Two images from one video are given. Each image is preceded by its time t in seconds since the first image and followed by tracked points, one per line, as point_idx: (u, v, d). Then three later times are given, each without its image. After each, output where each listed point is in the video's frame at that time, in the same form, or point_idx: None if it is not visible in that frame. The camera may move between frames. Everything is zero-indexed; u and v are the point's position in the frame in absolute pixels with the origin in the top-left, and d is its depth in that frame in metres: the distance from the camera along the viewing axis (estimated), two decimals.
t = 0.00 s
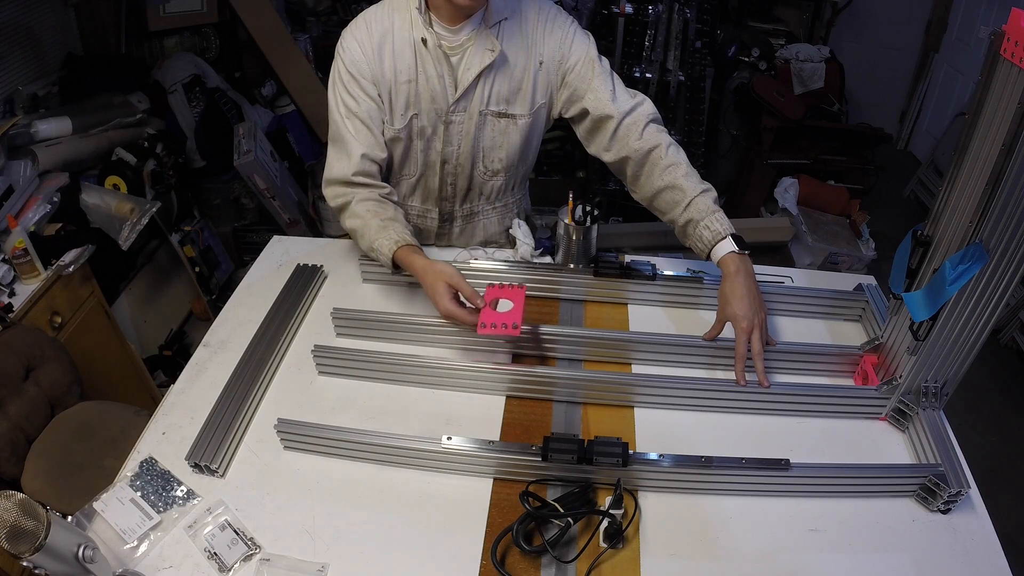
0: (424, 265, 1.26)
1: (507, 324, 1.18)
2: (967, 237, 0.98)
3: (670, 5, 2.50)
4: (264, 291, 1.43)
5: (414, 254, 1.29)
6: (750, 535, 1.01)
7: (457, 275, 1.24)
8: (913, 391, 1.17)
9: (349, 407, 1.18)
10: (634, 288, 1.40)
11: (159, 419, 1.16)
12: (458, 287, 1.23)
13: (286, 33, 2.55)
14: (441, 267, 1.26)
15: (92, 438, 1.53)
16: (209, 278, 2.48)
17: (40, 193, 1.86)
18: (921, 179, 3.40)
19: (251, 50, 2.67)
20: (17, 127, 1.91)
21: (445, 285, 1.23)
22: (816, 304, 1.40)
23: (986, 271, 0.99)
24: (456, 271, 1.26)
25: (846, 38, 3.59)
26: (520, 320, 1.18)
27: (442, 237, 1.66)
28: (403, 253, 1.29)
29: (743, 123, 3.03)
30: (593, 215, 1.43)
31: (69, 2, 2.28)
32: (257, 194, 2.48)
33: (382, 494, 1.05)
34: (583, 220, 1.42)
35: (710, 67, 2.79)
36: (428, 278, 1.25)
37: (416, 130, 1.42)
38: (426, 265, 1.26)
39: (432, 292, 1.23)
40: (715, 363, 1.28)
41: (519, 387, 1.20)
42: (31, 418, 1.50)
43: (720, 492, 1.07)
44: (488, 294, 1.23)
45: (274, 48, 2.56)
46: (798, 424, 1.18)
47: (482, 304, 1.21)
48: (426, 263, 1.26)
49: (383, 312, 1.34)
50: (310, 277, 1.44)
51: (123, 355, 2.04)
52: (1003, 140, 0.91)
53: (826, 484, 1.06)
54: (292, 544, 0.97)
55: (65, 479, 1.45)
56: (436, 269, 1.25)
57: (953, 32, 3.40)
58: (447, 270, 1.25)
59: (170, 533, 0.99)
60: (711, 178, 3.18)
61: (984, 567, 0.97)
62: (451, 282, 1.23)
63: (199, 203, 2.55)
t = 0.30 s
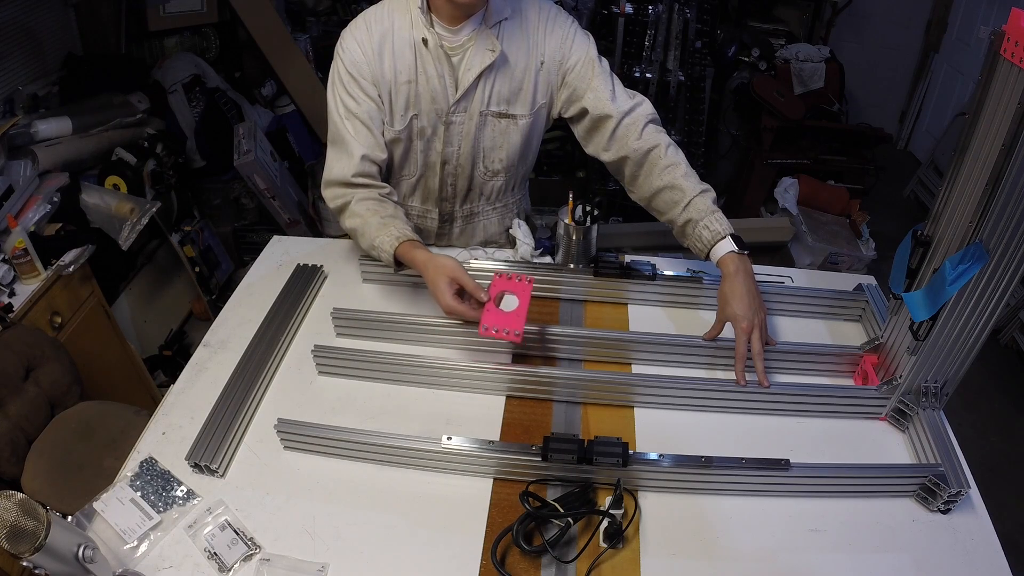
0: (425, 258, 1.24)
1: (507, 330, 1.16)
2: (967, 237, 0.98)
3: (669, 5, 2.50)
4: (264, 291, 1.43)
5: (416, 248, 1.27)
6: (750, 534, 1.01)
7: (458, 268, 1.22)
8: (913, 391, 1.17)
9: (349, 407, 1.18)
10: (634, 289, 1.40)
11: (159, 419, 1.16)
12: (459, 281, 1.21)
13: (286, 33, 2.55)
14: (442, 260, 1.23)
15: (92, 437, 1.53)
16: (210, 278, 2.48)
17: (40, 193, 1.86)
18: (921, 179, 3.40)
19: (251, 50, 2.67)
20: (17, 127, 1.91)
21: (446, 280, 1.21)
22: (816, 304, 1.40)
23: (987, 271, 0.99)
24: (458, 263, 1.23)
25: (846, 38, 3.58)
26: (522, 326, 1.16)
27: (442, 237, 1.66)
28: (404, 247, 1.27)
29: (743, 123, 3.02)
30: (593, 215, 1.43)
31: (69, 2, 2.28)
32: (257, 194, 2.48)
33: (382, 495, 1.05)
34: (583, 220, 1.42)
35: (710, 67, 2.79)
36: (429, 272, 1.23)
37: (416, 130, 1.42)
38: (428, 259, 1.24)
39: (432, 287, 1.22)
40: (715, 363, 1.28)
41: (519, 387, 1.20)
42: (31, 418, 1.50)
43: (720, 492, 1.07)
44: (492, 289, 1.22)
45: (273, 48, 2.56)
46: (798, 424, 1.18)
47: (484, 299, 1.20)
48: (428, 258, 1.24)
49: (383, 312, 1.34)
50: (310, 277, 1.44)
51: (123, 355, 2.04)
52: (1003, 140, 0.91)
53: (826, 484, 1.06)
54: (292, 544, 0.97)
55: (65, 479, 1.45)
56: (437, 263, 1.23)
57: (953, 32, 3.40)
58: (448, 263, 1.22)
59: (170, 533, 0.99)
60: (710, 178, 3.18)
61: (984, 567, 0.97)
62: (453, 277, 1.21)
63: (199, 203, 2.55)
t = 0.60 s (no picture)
0: (448, 262, 1.14)
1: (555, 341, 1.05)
2: (967, 237, 0.98)
3: (669, 5, 2.50)
4: (264, 291, 1.43)
5: (436, 250, 1.16)
6: (750, 534, 1.01)
7: (485, 271, 1.11)
8: (913, 391, 1.17)
9: (349, 407, 1.18)
10: (634, 289, 1.40)
11: (159, 419, 1.16)
12: (487, 285, 1.10)
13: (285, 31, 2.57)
14: (466, 263, 1.13)
15: (92, 437, 1.53)
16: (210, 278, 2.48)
17: (40, 193, 1.86)
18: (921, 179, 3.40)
19: (251, 50, 2.67)
20: (17, 128, 1.91)
21: (473, 284, 1.11)
22: (816, 304, 1.40)
23: (987, 271, 0.99)
24: (485, 265, 1.13)
25: (846, 38, 3.59)
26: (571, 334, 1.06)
27: (443, 238, 1.66)
28: (422, 250, 1.17)
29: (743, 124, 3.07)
30: (593, 215, 1.42)
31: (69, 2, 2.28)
32: (258, 194, 2.48)
33: (382, 495, 1.05)
34: (583, 220, 1.42)
35: (710, 66, 2.79)
36: (453, 277, 1.13)
37: (417, 132, 1.42)
38: (451, 262, 1.14)
39: (458, 293, 1.11)
40: (714, 362, 1.28)
41: (519, 388, 1.20)
42: (30, 418, 1.50)
43: (720, 492, 1.07)
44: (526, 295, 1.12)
45: (274, 48, 2.57)
46: (798, 423, 1.18)
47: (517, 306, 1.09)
48: (451, 261, 1.14)
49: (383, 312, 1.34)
50: (310, 277, 1.44)
51: (123, 355, 2.04)
52: (1003, 140, 0.91)
53: (826, 484, 1.06)
54: (292, 544, 0.97)
55: (65, 480, 1.45)
56: (462, 266, 1.12)
57: (953, 32, 3.40)
58: (474, 266, 1.12)
59: (170, 533, 0.99)
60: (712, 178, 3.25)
61: (984, 567, 0.97)
62: (479, 282, 1.11)
63: (199, 203, 2.55)
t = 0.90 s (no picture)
0: (455, 256, 1.07)
1: (567, 337, 1.01)
2: (967, 237, 0.98)
3: (670, 5, 2.48)
4: (264, 291, 1.43)
5: (443, 244, 1.09)
6: (750, 534, 1.01)
7: (493, 265, 1.04)
8: (914, 391, 1.17)
9: (349, 407, 1.18)
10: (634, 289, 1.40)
11: (159, 419, 1.16)
12: (495, 280, 1.03)
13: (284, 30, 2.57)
14: (475, 257, 1.05)
15: (92, 437, 1.53)
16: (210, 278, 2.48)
17: (40, 193, 1.86)
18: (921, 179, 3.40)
19: (251, 50, 2.67)
20: (17, 128, 1.91)
21: (480, 279, 1.04)
22: (816, 303, 1.40)
23: (987, 270, 0.99)
24: (493, 258, 1.05)
25: (846, 38, 3.60)
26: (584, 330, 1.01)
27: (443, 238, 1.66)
28: (428, 243, 1.10)
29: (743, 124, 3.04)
30: (593, 215, 1.42)
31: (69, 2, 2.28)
32: (257, 194, 2.48)
33: (381, 495, 1.04)
34: (583, 220, 1.42)
35: (710, 66, 2.79)
36: (461, 272, 1.06)
37: (417, 132, 1.42)
38: (458, 256, 1.07)
39: (464, 289, 1.04)
40: (713, 362, 1.28)
41: (519, 388, 1.20)
42: (30, 418, 1.50)
43: (720, 492, 1.07)
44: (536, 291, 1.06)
45: (274, 47, 2.57)
46: (798, 423, 1.18)
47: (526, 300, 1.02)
48: (458, 255, 1.07)
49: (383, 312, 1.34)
50: (310, 277, 1.44)
51: (123, 355, 2.03)
52: (1003, 140, 0.91)
53: (826, 484, 1.06)
54: (292, 545, 0.97)
55: (65, 479, 1.45)
56: (468, 260, 1.05)
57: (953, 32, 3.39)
58: (482, 260, 1.04)
59: (170, 533, 0.99)
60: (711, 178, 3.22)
61: (984, 567, 0.97)
62: (488, 277, 1.03)
63: (199, 203, 2.55)
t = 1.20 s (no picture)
0: (453, 252, 1.07)
1: (567, 337, 1.02)
2: (967, 237, 0.98)
3: (670, 5, 2.48)
4: (265, 290, 1.43)
5: (442, 239, 1.09)
6: (750, 534, 1.01)
7: (490, 263, 1.04)
8: (913, 391, 1.17)
9: (349, 407, 1.18)
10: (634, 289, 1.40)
11: (159, 419, 1.16)
12: (491, 277, 1.03)
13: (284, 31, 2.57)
14: (472, 253, 1.05)
15: (92, 437, 1.53)
16: (210, 278, 2.48)
17: (40, 193, 1.86)
18: (921, 179, 3.40)
19: (251, 50, 2.68)
20: (17, 128, 1.91)
21: (477, 277, 1.04)
22: (816, 303, 1.40)
23: (987, 270, 0.99)
24: (490, 255, 1.05)
25: (846, 38, 3.60)
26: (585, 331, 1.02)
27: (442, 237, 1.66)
28: (427, 237, 1.10)
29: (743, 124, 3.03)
30: (593, 215, 1.42)
31: (69, 3, 2.28)
32: (257, 194, 2.48)
33: (381, 495, 1.05)
34: (583, 220, 1.41)
35: (711, 66, 2.79)
36: (459, 268, 1.06)
37: (417, 131, 1.42)
38: (455, 252, 1.07)
39: (462, 287, 1.05)
40: (713, 362, 1.28)
41: (519, 388, 1.20)
42: (30, 418, 1.50)
43: (720, 492, 1.07)
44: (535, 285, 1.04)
45: (274, 47, 2.57)
46: (798, 423, 1.18)
47: (522, 296, 1.01)
48: (455, 251, 1.07)
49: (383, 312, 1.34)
50: (310, 277, 1.44)
51: (123, 355, 2.03)
52: (1003, 140, 0.91)
53: (826, 484, 1.06)
54: (292, 544, 0.97)
55: (65, 479, 1.45)
56: (465, 256, 1.05)
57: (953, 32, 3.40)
58: (479, 257, 1.04)
59: (170, 533, 0.99)
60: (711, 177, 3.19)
61: (984, 567, 0.97)
62: (485, 275, 1.04)
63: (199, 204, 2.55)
